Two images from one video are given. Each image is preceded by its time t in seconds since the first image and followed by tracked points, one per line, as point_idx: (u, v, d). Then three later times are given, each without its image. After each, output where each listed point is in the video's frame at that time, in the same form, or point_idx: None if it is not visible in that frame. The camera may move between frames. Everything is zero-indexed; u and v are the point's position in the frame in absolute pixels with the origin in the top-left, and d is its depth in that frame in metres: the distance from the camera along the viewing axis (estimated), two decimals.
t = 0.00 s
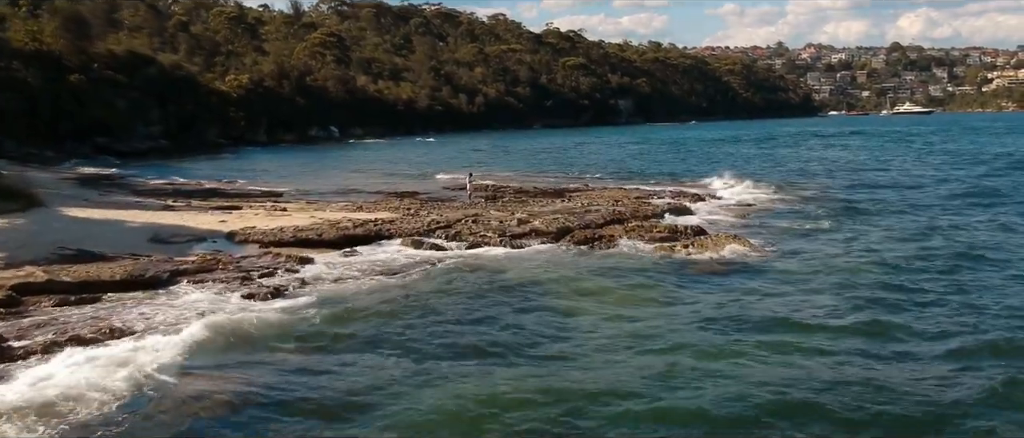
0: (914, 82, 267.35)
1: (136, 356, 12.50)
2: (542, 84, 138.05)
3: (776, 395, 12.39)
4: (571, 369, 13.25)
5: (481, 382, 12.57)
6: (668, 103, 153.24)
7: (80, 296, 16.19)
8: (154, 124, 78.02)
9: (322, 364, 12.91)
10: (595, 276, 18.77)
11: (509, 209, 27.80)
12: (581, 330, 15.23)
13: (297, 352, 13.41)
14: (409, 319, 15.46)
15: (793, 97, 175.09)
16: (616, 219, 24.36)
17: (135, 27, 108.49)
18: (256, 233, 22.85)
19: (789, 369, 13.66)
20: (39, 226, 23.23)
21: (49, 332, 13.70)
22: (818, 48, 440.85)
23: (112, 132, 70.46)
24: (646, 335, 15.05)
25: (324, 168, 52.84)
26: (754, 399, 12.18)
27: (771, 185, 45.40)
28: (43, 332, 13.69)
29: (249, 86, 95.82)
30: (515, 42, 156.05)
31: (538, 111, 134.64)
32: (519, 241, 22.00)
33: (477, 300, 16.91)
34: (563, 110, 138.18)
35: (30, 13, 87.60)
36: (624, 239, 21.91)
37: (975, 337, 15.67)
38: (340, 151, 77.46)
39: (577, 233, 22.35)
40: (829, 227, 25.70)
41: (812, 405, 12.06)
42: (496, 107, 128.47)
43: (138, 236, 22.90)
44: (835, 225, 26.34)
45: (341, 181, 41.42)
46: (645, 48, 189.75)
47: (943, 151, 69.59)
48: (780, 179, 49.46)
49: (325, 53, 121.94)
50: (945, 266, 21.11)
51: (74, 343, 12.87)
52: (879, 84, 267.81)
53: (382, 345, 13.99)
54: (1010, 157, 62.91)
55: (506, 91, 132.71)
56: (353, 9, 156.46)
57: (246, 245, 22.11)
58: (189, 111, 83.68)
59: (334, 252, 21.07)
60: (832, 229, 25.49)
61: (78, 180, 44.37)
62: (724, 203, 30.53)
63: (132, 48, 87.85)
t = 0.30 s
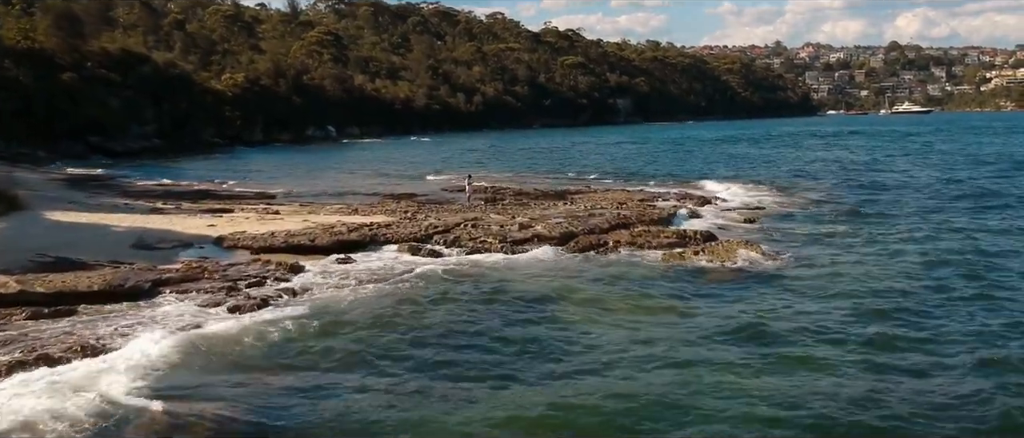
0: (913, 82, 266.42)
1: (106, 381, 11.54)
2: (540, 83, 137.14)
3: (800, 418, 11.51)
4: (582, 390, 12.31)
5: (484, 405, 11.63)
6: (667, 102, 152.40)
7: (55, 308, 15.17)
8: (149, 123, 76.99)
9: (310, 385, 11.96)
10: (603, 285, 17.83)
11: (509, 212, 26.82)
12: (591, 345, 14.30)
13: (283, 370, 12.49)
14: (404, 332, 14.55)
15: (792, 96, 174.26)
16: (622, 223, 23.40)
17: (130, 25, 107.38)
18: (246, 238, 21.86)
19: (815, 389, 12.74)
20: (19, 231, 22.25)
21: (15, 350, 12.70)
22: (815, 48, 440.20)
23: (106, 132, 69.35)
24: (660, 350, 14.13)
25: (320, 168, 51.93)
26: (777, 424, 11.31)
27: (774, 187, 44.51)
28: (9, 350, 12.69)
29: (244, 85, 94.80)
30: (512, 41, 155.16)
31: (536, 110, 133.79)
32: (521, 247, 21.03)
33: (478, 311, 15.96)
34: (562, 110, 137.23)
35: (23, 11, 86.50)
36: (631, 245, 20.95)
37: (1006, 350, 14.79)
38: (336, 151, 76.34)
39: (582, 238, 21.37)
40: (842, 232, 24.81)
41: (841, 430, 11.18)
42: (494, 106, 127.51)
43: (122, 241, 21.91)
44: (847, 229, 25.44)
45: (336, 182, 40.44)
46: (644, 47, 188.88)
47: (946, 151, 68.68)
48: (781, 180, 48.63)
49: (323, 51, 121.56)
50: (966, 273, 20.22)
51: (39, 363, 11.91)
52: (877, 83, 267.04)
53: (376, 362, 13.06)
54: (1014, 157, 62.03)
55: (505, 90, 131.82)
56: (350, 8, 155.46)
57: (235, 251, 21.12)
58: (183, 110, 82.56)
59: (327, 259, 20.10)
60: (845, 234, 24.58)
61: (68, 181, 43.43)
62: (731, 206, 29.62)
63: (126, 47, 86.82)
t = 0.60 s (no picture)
0: (911, 81, 265.63)
1: (75, 409, 10.68)
2: (539, 82, 136.18)
3: None
4: (607, 414, 11.41)
5: (500, 432, 10.77)
6: (666, 101, 151.53)
7: (26, 323, 14.14)
8: (144, 122, 75.93)
9: (301, 409, 11.13)
10: (615, 296, 16.92)
11: (510, 216, 25.84)
12: (608, 361, 13.43)
13: (274, 394, 11.61)
14: (403, 348, 13.68)
15: (791, 95, 173.49)
16: (628, 228, 22.44)
17: (125, 24, 106.08)
18: (235, 244, 20.88)
19: (856, 415, 11.84)
20: None
21: None
22: (813, 47, 439.55)
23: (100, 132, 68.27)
24: (685, 369, 13.23)
25: (316, 169, 50.95)
26: None
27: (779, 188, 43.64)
28: None
29: (240, 84, 93.75)
30: (511, 40, 154.12)
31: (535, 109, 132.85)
32: (523, 254, 20.05)
33: (485, 324, 15.06)
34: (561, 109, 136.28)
35: (17, 9, 85.34)
36: (639, 252, 19.98)
37: None
38: (331, 151, 75.12)
39: (588, 244, 20.39)
40: (856, 237, 23.94)
41: None
42: (493, 105, 126.55)
43: (105, 247, 20.88)
44: (862, 234, 24.55)
45: (333, 184, 39.46)
46: (642, 46, 187.90)
47: (947, 151, 67.90)
48: (783, 181, 47.80)
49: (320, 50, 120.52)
50: (990, 280, 19.41)
51: (2, 391, 11.05)
52: (876, 82, 266.11)
53: (374, 382, 12.22)
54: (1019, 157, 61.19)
55: (503, 89, 130.87)
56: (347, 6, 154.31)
57: (224, 258, 20.14)
58: (179, 110, 81.50)
59: (321, 267, 19.14)
60: (861, 239, 23.68)
61: (57, 181, 42.35)
62: (740, 209, 28.67)
63: (121, 45, 85.70)
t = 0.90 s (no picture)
0: (911, 80, 264.77)
1: None
2: (538, 81, 135.20)
3: None
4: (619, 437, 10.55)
5: None
6: (665, 100, 150.61)
7: None
8: (139, 121, 74.92)
9: None
10: (627, 308, 15.90)
11: (511, 220, 24.83)
12: (621, 376, 12.57)
13: (256, 419, 10.68)
14: (400, 366, 12.69)
15: (791, 94, 172.63)
16: (636, 233, 21.43)
17: (121, 22, 104.90)
18: (224, 250, 19.85)
19: None
20: None
21: None
22: (813, 45, 438.45)
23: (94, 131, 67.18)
24: (709, 389, 12.24)
25: (311, 169, 49.94)
26: None
27: (785, 189, 42.65)
28: None
29: (237, 82, 92.71)
30: (510, 39, 153.13)
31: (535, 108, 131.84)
32: (527, 261, 19.04)
33: (489, 335, 14.19)
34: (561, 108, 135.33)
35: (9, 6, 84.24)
36: (649, 259, 18.96)
37: None
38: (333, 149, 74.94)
39: (595, 251, 19.36)
40: (872, 242, 23.04)
41: None
42: (491, 103, 125.55)
43: (88, 253, 19.85)
44: (880, 239, 23.53)
45: (328, 185, 38.49)
46: (642, 45, 186.88)
47: (952, 150, 66.98)
48: (788, 182, 46.81)
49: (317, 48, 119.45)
50: (1016, 286, 18.52)
51: None
52: (875, 81, 265.28)
53: (368, 406, 11.24)
54: None
55: (502, 88, 129.90)
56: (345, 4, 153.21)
57: (213, 265, 19.12)
58: (174, 109, 80.45)
59: (314, 275, 18.12)
60: (880, 245, 22.67)
61: (47, 182, 41.35)
62: (750, 212, 27.67)
63: (115, 43, 84.62)
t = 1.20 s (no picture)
0: (910, 78, 263.86)
1: None
2: (537, 79, 134.17)
3: None
4: None
5: None
6: (666, 98, 149.63)
7: None
8: (134, 119, 73.90)
9: None
10: (642, 321, 14.90)
11: (514, 222, 23.83)
12: (639, 395, 11.71)
13: None
14: (401, 388, 11.69)
15: (791, 91, 171.61)
16: (645, 237, 20.45)
17: (116, 18, 103.68)
18: (212, 256, 18.85)
19: None
20: None
21: None
22: (811, 43, 437.28)
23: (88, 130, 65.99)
24: (735, 409, 11.40)
25: (308, 168, 48.93)
26: None
27: (790, 189, 41.72)
28: None
29: (233, 80, 91.64)
30: (509, 36, 152.04)
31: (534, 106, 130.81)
32: (531, 268, 18.03)
33: (496, 348, 13.32)
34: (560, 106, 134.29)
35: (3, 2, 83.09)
36: (660, 266, 18.00)
37: None
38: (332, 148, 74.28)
39: (603, 257, 18.35)
40: (891, 246, 22.16)
41: None
42: (490, 101, 124.50)
43: (68, 258, 18.83)
44: (898, 243, 22.60)
45: (325, 185, 37.50)
46: (642, 42, 185.86)
47: (956, 149, 66.17)
48: (793, 181, 45.85)
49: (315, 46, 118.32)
50: None
51: None
52: (875, 79, 264.39)
53: None
54: None
55: (501, 86, 128.89)
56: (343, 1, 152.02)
57: (201, 273, 18.12)
58: (169, 107, 79.37)
59: (308, 283, 17.15)
60: (900, 250, 21.68)
61: (36, 182, 40.30)
62: (760, 215, 26.70)
63: (110, 39, 83.48)
